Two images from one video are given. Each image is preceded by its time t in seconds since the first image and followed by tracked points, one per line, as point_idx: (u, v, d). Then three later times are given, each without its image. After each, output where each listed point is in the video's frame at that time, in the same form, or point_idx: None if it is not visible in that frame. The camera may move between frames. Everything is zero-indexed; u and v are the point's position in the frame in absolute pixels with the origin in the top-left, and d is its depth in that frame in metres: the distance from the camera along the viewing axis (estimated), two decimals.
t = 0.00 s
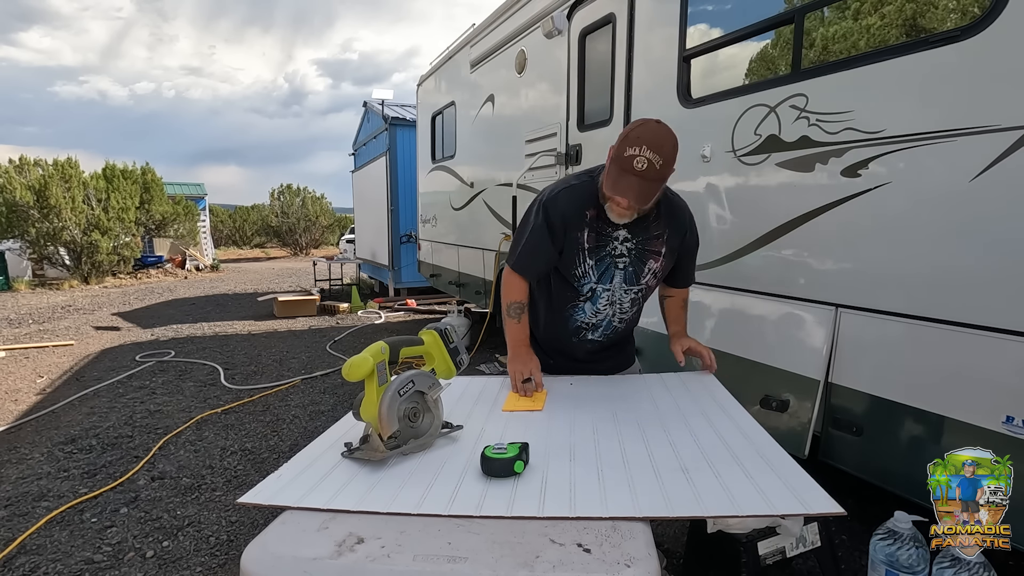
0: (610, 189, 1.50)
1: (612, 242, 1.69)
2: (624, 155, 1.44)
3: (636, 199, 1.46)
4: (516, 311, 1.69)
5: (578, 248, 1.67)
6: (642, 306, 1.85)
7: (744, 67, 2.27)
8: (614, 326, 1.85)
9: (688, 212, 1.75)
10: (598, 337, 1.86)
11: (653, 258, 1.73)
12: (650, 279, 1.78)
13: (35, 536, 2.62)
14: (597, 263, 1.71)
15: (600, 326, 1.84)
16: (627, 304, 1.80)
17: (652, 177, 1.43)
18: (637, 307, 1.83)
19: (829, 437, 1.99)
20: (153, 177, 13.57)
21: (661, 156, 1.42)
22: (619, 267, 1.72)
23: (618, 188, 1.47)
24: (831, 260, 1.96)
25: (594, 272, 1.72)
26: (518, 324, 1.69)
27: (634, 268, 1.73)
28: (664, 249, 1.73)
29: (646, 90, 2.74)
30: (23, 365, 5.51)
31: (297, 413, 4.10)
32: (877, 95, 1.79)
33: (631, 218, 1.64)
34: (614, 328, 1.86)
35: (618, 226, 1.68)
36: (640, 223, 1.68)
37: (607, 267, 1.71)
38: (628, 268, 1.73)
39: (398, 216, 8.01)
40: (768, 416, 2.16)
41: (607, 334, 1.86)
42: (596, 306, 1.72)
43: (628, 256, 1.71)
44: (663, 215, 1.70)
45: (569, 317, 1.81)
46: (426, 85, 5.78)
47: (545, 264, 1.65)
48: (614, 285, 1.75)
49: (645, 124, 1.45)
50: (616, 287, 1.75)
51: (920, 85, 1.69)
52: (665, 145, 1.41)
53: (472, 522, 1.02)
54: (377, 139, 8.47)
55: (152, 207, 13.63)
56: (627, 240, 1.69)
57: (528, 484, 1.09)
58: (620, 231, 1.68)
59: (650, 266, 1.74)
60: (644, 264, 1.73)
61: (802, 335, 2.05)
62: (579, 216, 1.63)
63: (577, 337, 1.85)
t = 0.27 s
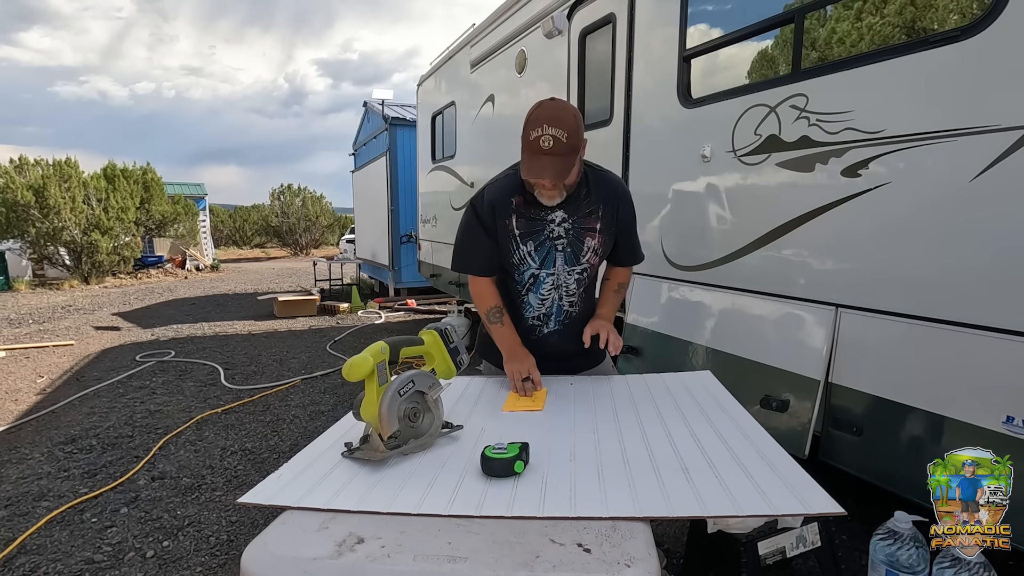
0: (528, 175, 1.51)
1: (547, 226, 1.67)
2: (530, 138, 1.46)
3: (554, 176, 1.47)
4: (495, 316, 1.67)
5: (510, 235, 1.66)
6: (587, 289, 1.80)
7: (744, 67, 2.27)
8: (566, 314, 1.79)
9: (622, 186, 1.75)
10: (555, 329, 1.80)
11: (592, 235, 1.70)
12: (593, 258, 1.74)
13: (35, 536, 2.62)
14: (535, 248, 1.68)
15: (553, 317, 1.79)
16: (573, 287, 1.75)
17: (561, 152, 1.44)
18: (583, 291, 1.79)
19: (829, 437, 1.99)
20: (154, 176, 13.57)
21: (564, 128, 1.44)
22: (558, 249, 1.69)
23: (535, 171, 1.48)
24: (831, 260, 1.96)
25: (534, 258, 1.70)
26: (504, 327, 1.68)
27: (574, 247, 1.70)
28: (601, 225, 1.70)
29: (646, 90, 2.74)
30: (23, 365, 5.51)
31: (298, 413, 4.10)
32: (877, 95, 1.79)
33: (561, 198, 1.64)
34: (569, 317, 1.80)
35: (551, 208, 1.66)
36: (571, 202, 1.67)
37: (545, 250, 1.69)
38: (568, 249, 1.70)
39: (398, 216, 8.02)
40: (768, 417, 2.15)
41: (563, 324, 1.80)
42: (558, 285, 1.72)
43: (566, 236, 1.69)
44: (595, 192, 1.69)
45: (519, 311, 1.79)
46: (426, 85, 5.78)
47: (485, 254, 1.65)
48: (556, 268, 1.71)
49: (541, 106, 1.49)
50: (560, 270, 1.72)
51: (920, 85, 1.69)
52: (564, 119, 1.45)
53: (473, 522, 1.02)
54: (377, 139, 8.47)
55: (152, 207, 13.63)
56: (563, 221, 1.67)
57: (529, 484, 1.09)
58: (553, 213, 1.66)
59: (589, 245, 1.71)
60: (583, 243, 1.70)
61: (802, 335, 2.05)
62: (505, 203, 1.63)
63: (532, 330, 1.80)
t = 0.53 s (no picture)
0: (497, 196, 1.58)
1: (508, 255, 1.86)
2: (503, 159, 1.55)
3: (525, 195, 1.55)
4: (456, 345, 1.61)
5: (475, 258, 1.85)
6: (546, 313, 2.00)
7: (744, 64, 2.26)
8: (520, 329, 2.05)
9: (598, 213, 1.80)
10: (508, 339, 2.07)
11: (547, 267, 1.88)
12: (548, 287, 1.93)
13: (36, 533, 2.62)
14: (495, 275, 1.90)
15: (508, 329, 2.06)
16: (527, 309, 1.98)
17: (535, 172, 1.54)
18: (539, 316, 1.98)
19: (829, 435, 1.99)
20: (153, 174, 13.54)
21: (536, 147, 1.55)
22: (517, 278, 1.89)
23: (506, 191, 1.56)
24: (831, 258, 1.96)
25: (494, 282, 1.91)
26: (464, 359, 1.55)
27: (530, 279, 1.90)
28: (556, 257, 1.86)
29: (646, 88, 2.74)
30: (23, 362, 5.51)
31: (298, 411, 4.10)
32: (877, 92, 1.79)
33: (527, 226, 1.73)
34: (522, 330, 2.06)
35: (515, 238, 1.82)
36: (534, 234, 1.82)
37: (504, 278, 1.90)
38: (524, 279, 1.90)
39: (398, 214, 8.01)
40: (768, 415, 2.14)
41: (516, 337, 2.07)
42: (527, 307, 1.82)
43: (523, 267, 1.88)
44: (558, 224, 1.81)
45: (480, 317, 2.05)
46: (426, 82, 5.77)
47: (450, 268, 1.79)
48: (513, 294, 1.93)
49: (511, 131, 1.59)
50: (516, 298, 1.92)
51: (920, 82, 1.68)
52: (537, 140, 1.56)
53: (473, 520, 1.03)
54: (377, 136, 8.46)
55: (151, 204, 13.61)
56: (523, 252, 1.85)
57: (519, 488, 1.08)
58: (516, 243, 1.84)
59: (545, 275, 1.89)
60: (539, 274, 1.89)
61: (803, 332, 2.05)
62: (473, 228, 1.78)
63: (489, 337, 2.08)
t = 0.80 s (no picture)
0: (513, 221, 1.57)
1: (517, 264, 1.84)
2: (520, 186, 1.50)
3: (542, 224, 1.54)
4: (455, 342, 1.63)
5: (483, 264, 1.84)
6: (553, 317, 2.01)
7: (744, 64, 2.26)
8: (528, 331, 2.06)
9: (608, 227, 1.72)
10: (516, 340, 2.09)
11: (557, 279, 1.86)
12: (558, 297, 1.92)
13: (36, 533, 2.62)
14: (503, 283, 1.88)
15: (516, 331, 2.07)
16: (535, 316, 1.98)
17: (551, 199, 1.51)
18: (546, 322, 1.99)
19: (829, 434, 1.98)
20: (153, 174, 13.54)
21: (554, 174, 1.50)
22: (524, 288, 1.87)
23: (522, 219, 1.54)
24: (831, 257, 1.96)
25: (502, 292, 1.90)
26: (463, 354, 1.60)
27: (540, 288, 1.88)
28: (567, 268, 1.83)
29: (646, 87, 2.74)
30: (23, 362, 5.51)
31: (298, 411, 4.10)
32: (877, 92, 1.79)
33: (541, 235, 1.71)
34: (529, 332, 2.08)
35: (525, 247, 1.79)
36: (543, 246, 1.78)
37: (513, 286, 1.88)
38: (534, 288, 1.88)
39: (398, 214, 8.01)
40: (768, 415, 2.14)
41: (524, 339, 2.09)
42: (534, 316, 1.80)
43: (533, 276, 1.86)
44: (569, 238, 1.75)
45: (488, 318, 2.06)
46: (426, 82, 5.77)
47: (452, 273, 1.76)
48: (522, 303, 1.92)
49: (527, 149, 1.52)
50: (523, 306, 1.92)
51: (920, 82, 1.68)
52: (554, 164, 1.50)
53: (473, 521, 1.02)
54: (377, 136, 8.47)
55: (151, 204, 13.61)
56: (532, 261, 1.82)
57: (519, 489, 1.08)
58: (525, 251, 1.80)
59: (555, 285, 1.87)
60: (550, 284, 1.87)
61: (802, 332, 2.05)
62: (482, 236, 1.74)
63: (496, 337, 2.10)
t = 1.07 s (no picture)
0: (502, 221, 1.61)
1: (505, 258, 1.79)
2: (505, 187, 1.52)
3: (532, 222, 1.59)
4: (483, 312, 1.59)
5: (471, 258, 1.81)
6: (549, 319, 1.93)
7: (744, 64, 2.26)
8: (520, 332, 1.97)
9: (605, 220, 1.79)
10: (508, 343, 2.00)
11: (553, 271, 1.80)
12: (552, 294, 1.85)
13: (36, 533, 2.62)
14: (492, 278, 1.83)
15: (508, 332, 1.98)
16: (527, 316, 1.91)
17: (538, 199, 1.55)
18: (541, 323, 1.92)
19: (829, 434, 1.98)
20: (153, 174, 13.54)
21: (538, 173, 1.52)
22: (514, 284, 1.81)
23: (512, 220, 1.59)
24: (831, 257, 1.96)
25: (491, 287, 1.85)
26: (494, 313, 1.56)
27: (532, 284, 1.81)
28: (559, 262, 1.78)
29: (646, 87, 2.74)
30: (23, 362, 5.51)
31: (298, 411, 4.10)
32: (877, 92, 1.79)
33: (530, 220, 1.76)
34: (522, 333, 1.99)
35: (512, 241, 1.75)
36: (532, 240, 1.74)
37: (502, 281, 1.83)
38: (525, 284, 1.81)
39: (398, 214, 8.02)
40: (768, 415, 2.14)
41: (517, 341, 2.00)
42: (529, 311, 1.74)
43: (524, 272, 1.80)
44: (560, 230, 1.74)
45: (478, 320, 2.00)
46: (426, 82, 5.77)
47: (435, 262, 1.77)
48: (512, 300, 1.85)
49: (509, 149, 1.52)
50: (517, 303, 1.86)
51: (920, 82, 1.68)
52: (538, 163, 1.52)
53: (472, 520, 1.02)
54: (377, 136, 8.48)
55: (152, 205, 13.61)
56: (521, 257, 1.77)
57: (519, 488, 1.08)
58: (513, 246, 1.75)
59: (549, 281, 1.81)
60: (542, 280, 1.81)
61: (802, 332, 2.05)
62: (468, 228, 1.74)
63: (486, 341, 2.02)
